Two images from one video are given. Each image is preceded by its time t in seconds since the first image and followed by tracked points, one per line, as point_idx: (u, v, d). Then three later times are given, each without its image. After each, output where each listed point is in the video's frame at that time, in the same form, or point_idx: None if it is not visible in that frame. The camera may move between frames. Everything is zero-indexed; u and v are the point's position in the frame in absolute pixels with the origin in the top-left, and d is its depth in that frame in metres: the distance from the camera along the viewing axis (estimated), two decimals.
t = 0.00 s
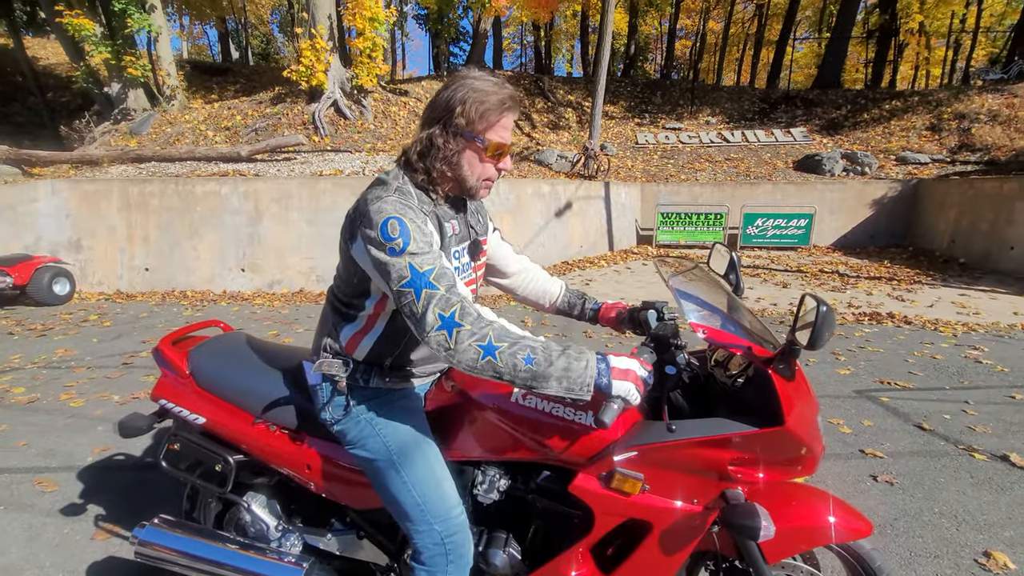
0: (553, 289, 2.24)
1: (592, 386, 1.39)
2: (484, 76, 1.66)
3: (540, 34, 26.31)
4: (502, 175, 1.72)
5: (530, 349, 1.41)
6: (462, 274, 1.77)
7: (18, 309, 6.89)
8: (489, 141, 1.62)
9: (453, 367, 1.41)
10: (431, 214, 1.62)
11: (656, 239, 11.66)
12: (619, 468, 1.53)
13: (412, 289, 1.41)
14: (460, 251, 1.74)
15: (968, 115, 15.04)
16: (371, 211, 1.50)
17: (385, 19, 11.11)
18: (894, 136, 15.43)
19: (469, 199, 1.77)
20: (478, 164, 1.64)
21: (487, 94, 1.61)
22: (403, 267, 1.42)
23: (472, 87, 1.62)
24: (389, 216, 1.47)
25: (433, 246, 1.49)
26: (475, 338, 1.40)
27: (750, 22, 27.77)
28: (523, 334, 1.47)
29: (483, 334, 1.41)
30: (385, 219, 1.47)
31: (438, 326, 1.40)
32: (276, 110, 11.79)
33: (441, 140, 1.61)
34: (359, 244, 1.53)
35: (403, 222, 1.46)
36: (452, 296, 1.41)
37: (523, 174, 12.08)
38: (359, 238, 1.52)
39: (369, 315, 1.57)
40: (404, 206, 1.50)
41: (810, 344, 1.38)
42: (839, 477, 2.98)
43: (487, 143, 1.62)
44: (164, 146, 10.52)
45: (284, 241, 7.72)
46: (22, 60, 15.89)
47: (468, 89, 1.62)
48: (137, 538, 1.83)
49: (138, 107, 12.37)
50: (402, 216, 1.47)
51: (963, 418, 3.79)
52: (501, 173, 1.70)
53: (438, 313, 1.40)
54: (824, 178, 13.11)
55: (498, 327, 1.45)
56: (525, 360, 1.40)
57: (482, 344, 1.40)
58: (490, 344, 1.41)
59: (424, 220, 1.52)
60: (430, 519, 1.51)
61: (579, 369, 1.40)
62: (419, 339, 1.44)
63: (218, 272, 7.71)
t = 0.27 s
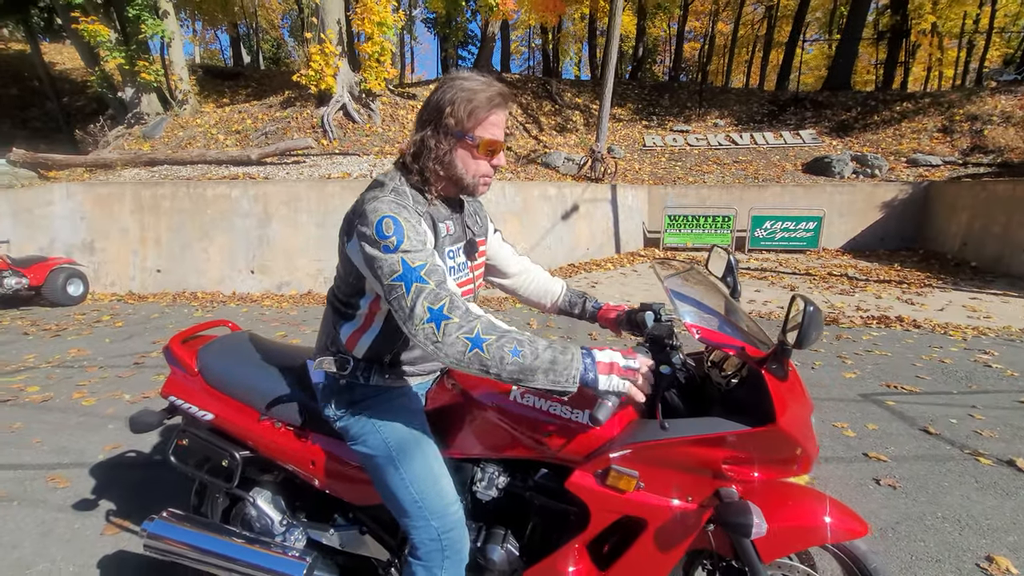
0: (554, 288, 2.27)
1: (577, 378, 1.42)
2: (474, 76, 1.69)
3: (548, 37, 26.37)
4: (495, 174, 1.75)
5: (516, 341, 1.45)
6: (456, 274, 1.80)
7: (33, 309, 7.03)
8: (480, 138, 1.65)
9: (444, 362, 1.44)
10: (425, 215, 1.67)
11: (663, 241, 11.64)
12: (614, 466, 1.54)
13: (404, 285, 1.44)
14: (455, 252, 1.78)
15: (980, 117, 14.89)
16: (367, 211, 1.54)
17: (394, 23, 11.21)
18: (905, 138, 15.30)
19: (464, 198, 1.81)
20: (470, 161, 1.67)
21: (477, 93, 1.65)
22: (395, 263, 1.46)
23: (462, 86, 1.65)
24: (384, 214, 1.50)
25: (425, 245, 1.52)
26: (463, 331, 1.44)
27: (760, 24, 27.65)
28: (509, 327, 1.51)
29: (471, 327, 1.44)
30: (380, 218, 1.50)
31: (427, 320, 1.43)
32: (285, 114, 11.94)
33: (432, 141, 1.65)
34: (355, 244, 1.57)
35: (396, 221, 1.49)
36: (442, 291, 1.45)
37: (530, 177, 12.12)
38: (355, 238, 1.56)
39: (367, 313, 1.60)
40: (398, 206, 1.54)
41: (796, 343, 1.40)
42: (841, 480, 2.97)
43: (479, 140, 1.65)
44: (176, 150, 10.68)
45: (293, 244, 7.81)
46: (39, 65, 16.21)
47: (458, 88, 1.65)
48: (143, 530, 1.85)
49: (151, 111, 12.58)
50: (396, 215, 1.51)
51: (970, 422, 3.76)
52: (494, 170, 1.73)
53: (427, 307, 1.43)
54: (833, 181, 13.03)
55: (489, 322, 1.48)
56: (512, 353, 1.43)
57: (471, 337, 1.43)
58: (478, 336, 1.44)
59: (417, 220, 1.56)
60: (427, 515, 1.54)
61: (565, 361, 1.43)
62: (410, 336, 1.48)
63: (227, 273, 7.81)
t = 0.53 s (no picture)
0: (557, 295, 2.30)
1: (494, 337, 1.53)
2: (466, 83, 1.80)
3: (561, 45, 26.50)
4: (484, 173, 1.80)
5: (437, 334, 1.54)
6: (443, 280, 1.81)
7: (50, 305, 7.19)
8: (466, 139, 1.73)
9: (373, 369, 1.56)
10: (412, 218, 1.74)
11: (672, 250, 11.62)
12: (607, 469, 1.57)
13: (349, 303, 1.58)
14: (442, 257, 1.79)
15: (996, 131, 14.75)
16: (340, 224, 1.67)
17: (408, 30, 11.36)
18: (919, 150, 15.18)
19: (452, 203, 1.85)
20: (456, 162, 1.75)
21: (464, 97, 1.74)
22: (347, 281, 1.59)
23: (454, 91, 1.76)
24: (349, 230, 1.63)
25: (383, 262, 1.62)
26: (388, 343, 1.55)
27: (774, 34, 27.58)
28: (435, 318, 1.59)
29: (394, 338, 1.55)
30: (346, 233, 1.64)
31: (357, 340, 1.56)
32: (300, 118, 12.12)
33: (422, 144, 1.76)
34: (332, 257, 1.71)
35: (357, 235, 1.62)
36: (376, 298, 1.57)
37: (540, 184, 12.18)
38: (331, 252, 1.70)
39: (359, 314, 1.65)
40: (367, 221, 1.65)
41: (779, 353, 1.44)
42: (840, 493, 2.97)
43: (463, 140, 1.72)
44: (192, 151, 10.87)
45: (304, 246, 7.92)
46: (63, 66, 16.60)
47: (447, 94, 1.76)
48: (154, 520, 1.91)
49: (169, 113, 12.84)
50: (360, 230, 1.63)
51: (974, 439, 3.73)
52: (482, 170, 1.79)
53: (357, 328, 1.56)
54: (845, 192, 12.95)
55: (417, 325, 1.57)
56: (433, 341, 1.54)
57: (395, 342, 1.54)
58: (401, 344, 1.55)
59: (384, 236, 1.65)
60: (420, 513, 1.59)
61: (478, 326, 1.52)
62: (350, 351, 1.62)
63: (239, 273, 7.93)
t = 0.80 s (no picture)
0: (560, 296, 2.33)
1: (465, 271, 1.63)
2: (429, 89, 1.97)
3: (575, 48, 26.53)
4: (441, 165, 1.88)
5: (421, 278, 1.59)
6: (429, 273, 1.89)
7: (74, 306, 7.40)
8: (425, 133, 1.86)
9: (374, 338, 1.54)
10: (390, 212, 1.84)
11: (685, 254, 11.56)
12: (608, 474, 1.59)
13: (343, 288, 1.62)
14: (425, 249, 1.89)
15: (1020, 133, 14.45)
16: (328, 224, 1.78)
17: (422, 36, 11.49)
18: (938, 153, 14.92)
19: (425, 200, 1.95)
20: (412, 160, 1.88)
21: (422, 100, 1.91)
22: (338, 269, 1.65)
23: (416, 97, 1.94)
24: (335, 224, 1.74)
25: (370, 248, 1.71)
26: (386, 303, 1.57)
27: (791, 35, 27.31)
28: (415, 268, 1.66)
29: (389, 295, 1.58)
30: (333, 228, 1.74)
31: (356, 314, 1.56)
32: (315, 123, 12.33)
33: (391, 148, 1.95)
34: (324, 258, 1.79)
35: (344, 225, 1.71)
36: (367, 274, 1.62)
37: (552, 188, 12.21)
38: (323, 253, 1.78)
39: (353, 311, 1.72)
40: (350, 214, 1.76)
41: (775, 362, 1.48)
42: (849, 502, 2.95)
43: (426, 137, 1.86)
44: (211, 156, 11.12)
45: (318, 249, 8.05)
46: (88, 73, 17.08)
47: (410, 101, 1.94)
48: (171, 517, 1.98)
49: (189, 119, 13.14)
50: (345, 221, 1.73)
51: (989, 449, 3.68)
52: (438, 163, 1.87)
53: (354, 303, 1.57)
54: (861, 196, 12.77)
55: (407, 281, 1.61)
56: (422, 289, 1.57)
57: (392, 302, 1.56)
58: (398, 301, 1.57)
59: (368, 226, 1.75)
60: (423, 516, 1.63)
61: (449, 262, 1.61)
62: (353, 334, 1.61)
63: (255, 276, 8.08)
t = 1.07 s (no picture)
0: (522, 319, 2.33)
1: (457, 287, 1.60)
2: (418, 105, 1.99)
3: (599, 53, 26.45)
4: (435, 178, 1.89)
5: (409, 295, 1.57)
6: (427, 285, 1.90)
7: (109, 306, 7.68)
8: (411, 149, 1.87)
9: (362, 355, 1.55)
10: (382, 228, 1.86)
11: (709, 261, 11.37)
12: (619, 494, 1.56)
13: (333, 305, 1.65)
14: (420, 261, 1.89)
15: None
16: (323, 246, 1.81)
17: (446, 43, 11.60)
18: (978, 160, 14.38)
19: (419, 212, 1.95)
20: (404, 175, 1.89)
21: (410, 117, 1.93)
22: (329, 287, 1.68)
23: (405, 113, 1.96)
24: (328, 245, 1.76)
25: (361, 265, 1.73)
26: (373, 321, 1.57)
27: (823, 38, 26.70)
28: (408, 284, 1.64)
29: (376, 314, 1.58)
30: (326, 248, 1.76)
31: (343, 332, 1.58)
32: (342, 129, 12.57)
33: (383, 165, 1.98)
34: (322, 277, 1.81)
35: (335, 245, 1.73)
36: (355, 292, 1.64)
37: (574, 194, 12.18)
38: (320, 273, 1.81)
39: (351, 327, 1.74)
40: (341, 233, 1.78)
41: (791, 387, 1.45)
42: (874, 526, 2.85)
43: (414, 152, 1.87)
44: (241, 161, 11.43)
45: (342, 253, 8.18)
46: (128, 81, 17.77)
47: (400, 118, 1.96)
48: (190, 520, 2.03)
49: (222, 125, 13.56)
50: (337, 241, 1.75)
51: None
52: (432, 176, 1.88)
53: (342, 320, 1.59)
54: (895, 204, 12.38)
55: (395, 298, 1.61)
56: (410, 306, 1.56)
57: (379, 319, 1.57)
58: (385, 318, 1.57)
59: (359, 243, 1.77)
60: (432, 529, 1.63)
61: (439, 280, 1.59)
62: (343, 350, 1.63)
63: (280, 279, 8.25)
